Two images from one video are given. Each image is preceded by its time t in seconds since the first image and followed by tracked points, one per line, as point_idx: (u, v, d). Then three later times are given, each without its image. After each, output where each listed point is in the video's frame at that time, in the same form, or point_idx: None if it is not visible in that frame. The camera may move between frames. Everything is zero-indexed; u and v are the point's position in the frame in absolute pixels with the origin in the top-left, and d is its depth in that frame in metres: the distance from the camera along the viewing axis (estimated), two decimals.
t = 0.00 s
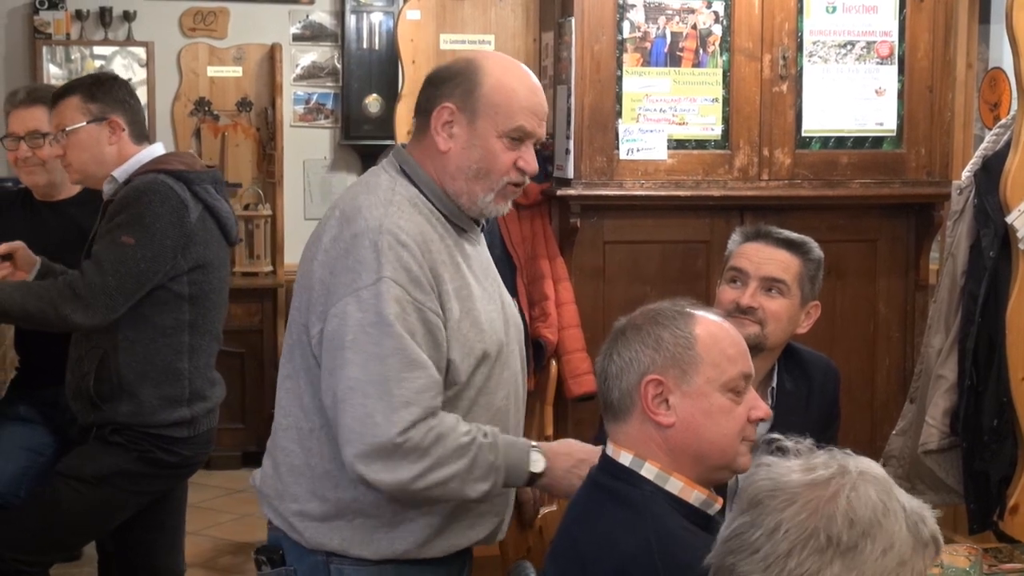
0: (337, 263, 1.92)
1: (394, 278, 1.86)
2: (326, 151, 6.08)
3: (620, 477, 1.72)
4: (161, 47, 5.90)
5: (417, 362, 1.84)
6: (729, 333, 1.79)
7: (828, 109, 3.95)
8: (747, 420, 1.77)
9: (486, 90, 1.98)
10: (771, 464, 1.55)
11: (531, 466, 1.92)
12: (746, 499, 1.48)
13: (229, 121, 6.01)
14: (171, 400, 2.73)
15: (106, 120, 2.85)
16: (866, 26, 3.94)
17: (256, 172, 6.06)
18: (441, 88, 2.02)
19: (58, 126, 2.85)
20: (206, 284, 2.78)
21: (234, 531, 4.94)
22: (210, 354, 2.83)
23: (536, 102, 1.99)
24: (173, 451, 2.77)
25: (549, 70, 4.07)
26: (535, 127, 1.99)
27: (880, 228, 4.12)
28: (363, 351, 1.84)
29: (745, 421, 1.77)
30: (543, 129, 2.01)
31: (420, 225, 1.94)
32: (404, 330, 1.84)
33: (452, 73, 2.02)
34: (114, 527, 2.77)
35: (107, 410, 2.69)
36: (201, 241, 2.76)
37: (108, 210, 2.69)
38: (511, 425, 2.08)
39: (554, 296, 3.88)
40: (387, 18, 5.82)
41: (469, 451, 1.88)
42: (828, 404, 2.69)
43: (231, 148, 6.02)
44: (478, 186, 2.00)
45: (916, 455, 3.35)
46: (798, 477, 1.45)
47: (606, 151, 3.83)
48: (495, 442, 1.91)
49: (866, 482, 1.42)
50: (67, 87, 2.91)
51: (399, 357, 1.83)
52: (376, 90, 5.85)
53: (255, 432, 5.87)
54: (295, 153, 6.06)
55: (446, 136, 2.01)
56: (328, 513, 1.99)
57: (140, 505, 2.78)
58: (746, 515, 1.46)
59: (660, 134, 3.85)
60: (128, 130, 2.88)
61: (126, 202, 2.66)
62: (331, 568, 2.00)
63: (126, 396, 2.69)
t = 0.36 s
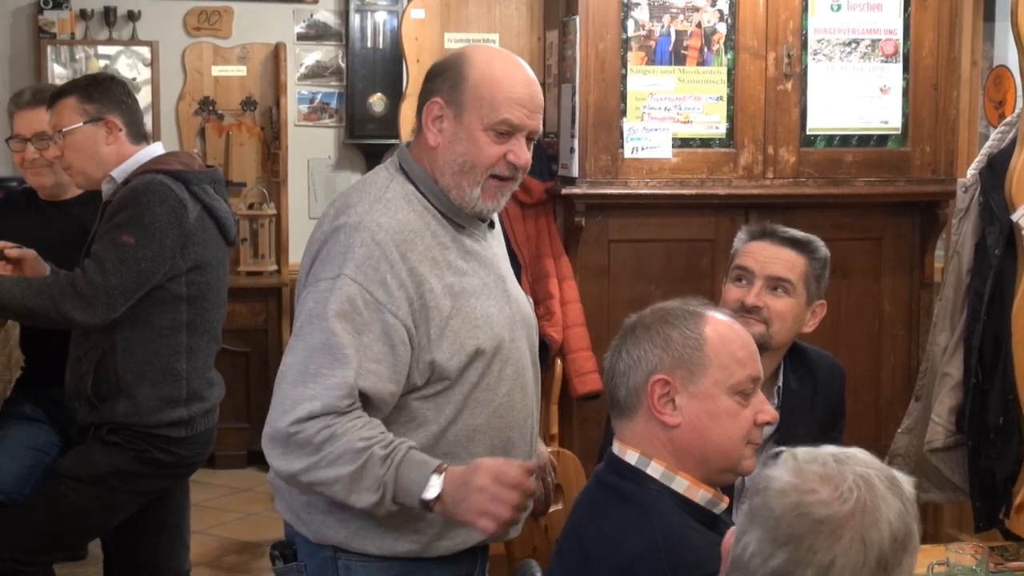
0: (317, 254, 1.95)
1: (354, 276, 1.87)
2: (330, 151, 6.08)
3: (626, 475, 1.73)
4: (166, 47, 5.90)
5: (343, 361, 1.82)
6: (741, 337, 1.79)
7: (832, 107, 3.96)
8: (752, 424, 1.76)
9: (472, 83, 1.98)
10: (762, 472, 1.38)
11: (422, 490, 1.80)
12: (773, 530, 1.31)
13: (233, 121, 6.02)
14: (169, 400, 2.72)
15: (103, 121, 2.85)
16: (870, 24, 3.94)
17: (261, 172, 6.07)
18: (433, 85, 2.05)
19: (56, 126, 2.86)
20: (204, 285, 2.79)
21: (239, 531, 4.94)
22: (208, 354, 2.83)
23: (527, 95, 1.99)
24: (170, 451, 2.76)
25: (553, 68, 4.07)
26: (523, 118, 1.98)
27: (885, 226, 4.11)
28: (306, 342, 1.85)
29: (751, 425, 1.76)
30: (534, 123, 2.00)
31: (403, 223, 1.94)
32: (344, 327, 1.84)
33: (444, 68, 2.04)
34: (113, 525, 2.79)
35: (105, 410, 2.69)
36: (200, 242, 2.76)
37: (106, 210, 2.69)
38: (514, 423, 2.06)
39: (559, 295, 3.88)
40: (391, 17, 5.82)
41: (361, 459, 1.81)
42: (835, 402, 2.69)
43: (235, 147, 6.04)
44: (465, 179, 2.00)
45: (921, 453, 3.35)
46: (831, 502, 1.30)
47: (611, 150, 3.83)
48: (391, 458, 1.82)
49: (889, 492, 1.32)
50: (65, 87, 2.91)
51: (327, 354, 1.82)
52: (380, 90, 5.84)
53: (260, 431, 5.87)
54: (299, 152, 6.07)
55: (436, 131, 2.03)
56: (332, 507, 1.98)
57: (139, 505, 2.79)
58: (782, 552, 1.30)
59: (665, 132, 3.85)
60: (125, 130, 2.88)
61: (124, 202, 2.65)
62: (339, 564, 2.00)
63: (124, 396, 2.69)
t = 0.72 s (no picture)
0: (317, 263, 1.94)
1: (359, 281, 1.85)
2: (334, 151, 6.09)
3: (632, 474, 1.72)
4: (170, 47, 5.91)
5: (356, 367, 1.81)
6: (755, 341, 1.79)
7: (837, 106, 3.95)
8: (761, 428, 1.77)
9: (468, 88, 1.97)
10: (733, 489, 1.32)
11: (428, 541, 1.78)
12: (764, 555, 1.26)
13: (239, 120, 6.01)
14: (167, 402, 2.73)
15: (101, 121, 2.86)
16: (874, 23, 3.93)
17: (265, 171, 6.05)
18: (430, 88, 2.03)
19: (53, 126, 2.87)
20: (203, 287, 2.79)
21: (244, 531, 4.94)
22: (207, 357, 2.83)
23: (527, 102, 1.97)
24: (169, 451, 2.77)
25: (558, 68, 4.07)
26: (520, 125, 1.96)
27: (890, 224, 4.11)
28: (319, 351, 1.84)
29: (760, 429, 1.77)
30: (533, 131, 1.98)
31: (401, 229, 1.94)
32: (356, 333, 1.82)
33: (441, 72, 2.03)
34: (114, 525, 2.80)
35: (103, 412, 2.70)
36: (198, 245, 2.76)
37: (105, 214, 2.69)
38: (506, 435, 2.05)
39: (564, 294, 3.88)
40: (395, 17, 5.82)
41: (373, 500, 1.79)
42: (841, 401, 2.69)
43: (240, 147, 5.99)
44: (458, 185, 1.99)
45: (928, 452, 3.34)
46: (818, 518, 1.26)
47: (615, 149, 3.83)
48: (402, 501, 1.79)
49: (865, 491, 1.29)
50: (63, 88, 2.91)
51: (339, 359, 1.81)
52: (385, 89, 5.84)
53: (265, 431, 5.88)
54: (304, 152, 6.07)
55: (432, 135, 2.02)
56: (317, 509, 1.99)
57: (140, 505, 2.80)
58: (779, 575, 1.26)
59: (669, 131, 3.85)
60: (124, 131, 2.89)
61: (122, 205, 2.66)
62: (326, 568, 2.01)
63: (123, 399, 2.69)
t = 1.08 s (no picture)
0: (321, 267, 1.92)
1: (372, 287, 1.85)
2: (341, 152, 6.08)
3: (639, 475, 1.73)
4: (176, 49, 5.92)
5: (384, 380, 1.81)
6: (768, 345, 1.78)
7: (844, 106, 3.95)
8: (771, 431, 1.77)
9: (467, 91, 1.96)
10: (736, 495, 1.32)
11: (474, 554, 1.80)
12: (767, 561, 1.27)
13: (244, 122, 6.03)
14: (169, 404, 2.74)
15: (101, 124, 2.87)
16: (880, 23, 3.94)
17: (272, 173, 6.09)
18: (423, 98, 2.01)
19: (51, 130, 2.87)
20: (204, 289, 2.79)
21: (250, 531, 4.95)
22: (209, 359, 2.83)
23: (523, 91, 1.97)
24: (171, 453, 2.77)
25: (563, 69, 4.07)
26: (526, 117, 1.97)
27: (896, 225, 4.11)
28: (339, 361, 1.83)
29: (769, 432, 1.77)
30: (535, 117, 1.98)
31: (406, 232, 1.94)
32: (380, 344, 1.82)
33: (431, 80, 2.01)
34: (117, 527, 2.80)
35: (104, 414, 2.71)
36: (199, 247, 2.77)
37: (105, 216, 2.69)
38: (507, 442, 2.06)
39: (570, 295, 3.87)
40: (401, 18, 5.83)
41: (418, 518, 1.82)
42: (847, 400, 2.69)
43: (246, 149, 6.03)
44: (479, 188, 1.99)
45: (934, 452, 3.34)
46: (822, 523, 1.26)
47: (622, 149, 3.83)
48: (447, 519, 1.82)
49: (869, 495, 1.29)
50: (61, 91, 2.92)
51: (365, 371, 1.81)
52: (391, 90, 5.86)
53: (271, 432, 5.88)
54: (310, 153, 6.06)
55: (437, 145, 2.00)
56: (316, 521, 1.99)
57: (142, 507, 2.80)
58: None
59: (675, 131, 3.85)
60: (124, 133, 2.90)
61: (123, 208, 2.66)
62: None
63: (124, 400, 2.70)
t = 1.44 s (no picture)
0: (359, 261, 1.94)
1: (410, 281, 1.87)
2: (346, 153, 6.13)
3: (646, 475, 1.72)
4: (182, 51, 5.95)
5: (415, 371, 1.83)
6: (776, 346, 1.79)
7: (850, 106, 3.95)
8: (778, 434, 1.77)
9: (493, 87, 2.00)
10: (740, 495, 1.32)
11: (490, 547, 1.82)
12: (770, 559, 1.27)
13: (250, 123, 6.02)
14: (174, 405, 2.74)
15: (108, 125, 2.88)
16: (886, 23, 3.93)
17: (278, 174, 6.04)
18: (448, 99, 2.03)
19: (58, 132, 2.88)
20: (209, 290, 2.80)
21: (256, 532, 4.96)
22: (212, 360, 2.83)
23: (543, 83, 2.02)
24: (176, 454, 2.78)
25: (569, 69, 4.08)
26: (550, 109, 2.02)
27: (902, 225, 4.11)
28: (373, 352, 1.85)
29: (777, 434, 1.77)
30: (558, 107, 2.03)
31: (443, 227, 1.95)
32: (413, 335, 1.84)
33: (454, 81, 2.03)
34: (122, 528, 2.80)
35: (109, 415, 2.71)
36: (205, 248, 2.77)
37: (111, 217, 2.70)
38: (547, 430, 2.07)
39: (576, 295, 3.88)
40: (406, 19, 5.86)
41: (435, 506, 1.83)
42: (854, 401, 2.69)
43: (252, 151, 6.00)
44: (511, 183, 2.02)
45: (941, 452, 3.34)
46: (825, 521, 1.26)
47: (628, 150, 3.83)
48: (464, 509, 1.83)
49: (873, 496, 1.29)
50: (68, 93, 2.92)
51: (398, 361, 1.83)
52: (396, 91, 5.86)
53: (277, 433, 5.88)
54: (316, 154, 6.11)
55: (466, 145, 2.03)
56: (361, 517, 2.00)
57: (147, 508, 2.81)
58: None
59: (681, 132, 3.85)
60: (130, 134, 2.90)
61: (128, 209, 2.66)
62: None
63: (128, 401, 2.71)
